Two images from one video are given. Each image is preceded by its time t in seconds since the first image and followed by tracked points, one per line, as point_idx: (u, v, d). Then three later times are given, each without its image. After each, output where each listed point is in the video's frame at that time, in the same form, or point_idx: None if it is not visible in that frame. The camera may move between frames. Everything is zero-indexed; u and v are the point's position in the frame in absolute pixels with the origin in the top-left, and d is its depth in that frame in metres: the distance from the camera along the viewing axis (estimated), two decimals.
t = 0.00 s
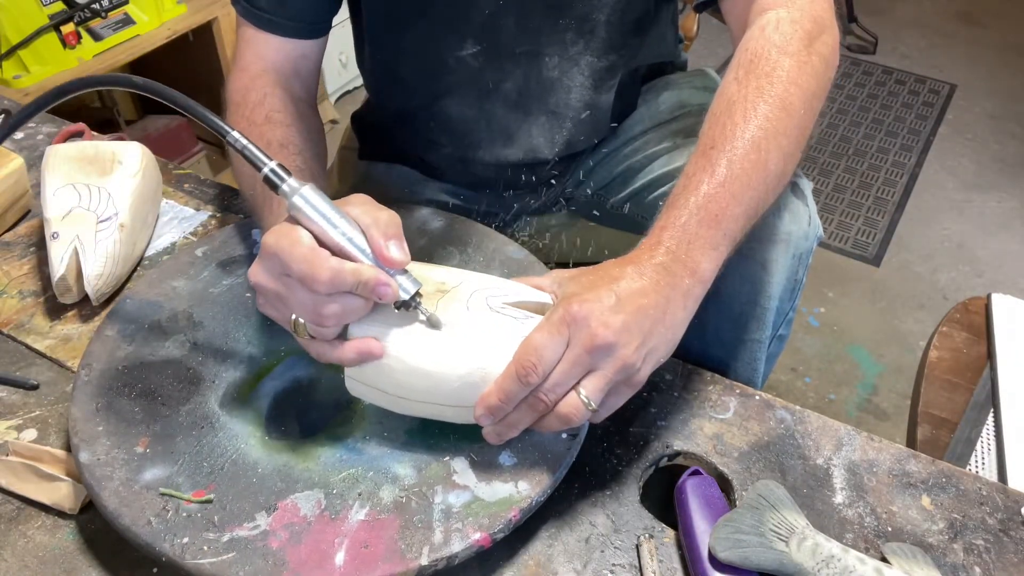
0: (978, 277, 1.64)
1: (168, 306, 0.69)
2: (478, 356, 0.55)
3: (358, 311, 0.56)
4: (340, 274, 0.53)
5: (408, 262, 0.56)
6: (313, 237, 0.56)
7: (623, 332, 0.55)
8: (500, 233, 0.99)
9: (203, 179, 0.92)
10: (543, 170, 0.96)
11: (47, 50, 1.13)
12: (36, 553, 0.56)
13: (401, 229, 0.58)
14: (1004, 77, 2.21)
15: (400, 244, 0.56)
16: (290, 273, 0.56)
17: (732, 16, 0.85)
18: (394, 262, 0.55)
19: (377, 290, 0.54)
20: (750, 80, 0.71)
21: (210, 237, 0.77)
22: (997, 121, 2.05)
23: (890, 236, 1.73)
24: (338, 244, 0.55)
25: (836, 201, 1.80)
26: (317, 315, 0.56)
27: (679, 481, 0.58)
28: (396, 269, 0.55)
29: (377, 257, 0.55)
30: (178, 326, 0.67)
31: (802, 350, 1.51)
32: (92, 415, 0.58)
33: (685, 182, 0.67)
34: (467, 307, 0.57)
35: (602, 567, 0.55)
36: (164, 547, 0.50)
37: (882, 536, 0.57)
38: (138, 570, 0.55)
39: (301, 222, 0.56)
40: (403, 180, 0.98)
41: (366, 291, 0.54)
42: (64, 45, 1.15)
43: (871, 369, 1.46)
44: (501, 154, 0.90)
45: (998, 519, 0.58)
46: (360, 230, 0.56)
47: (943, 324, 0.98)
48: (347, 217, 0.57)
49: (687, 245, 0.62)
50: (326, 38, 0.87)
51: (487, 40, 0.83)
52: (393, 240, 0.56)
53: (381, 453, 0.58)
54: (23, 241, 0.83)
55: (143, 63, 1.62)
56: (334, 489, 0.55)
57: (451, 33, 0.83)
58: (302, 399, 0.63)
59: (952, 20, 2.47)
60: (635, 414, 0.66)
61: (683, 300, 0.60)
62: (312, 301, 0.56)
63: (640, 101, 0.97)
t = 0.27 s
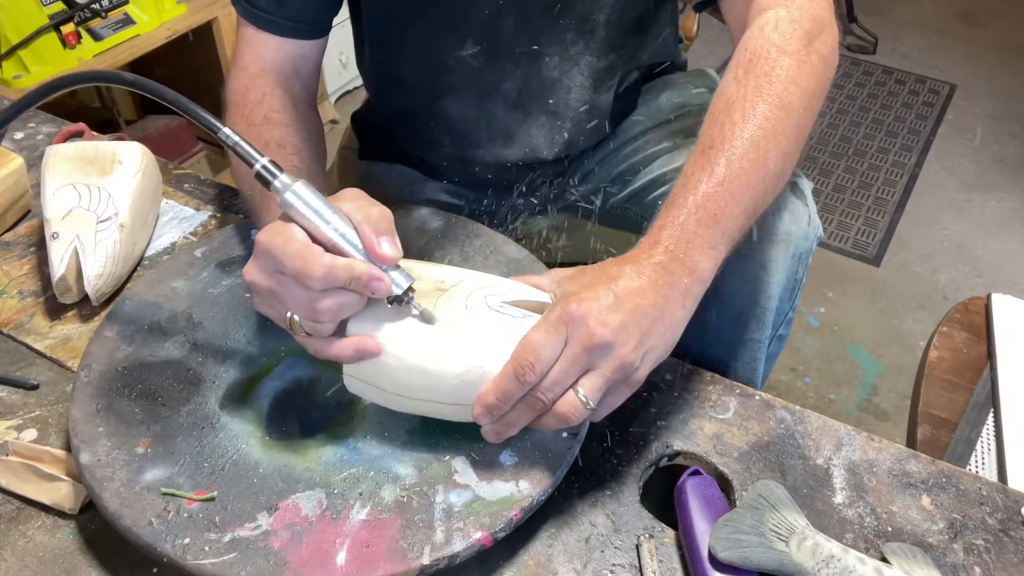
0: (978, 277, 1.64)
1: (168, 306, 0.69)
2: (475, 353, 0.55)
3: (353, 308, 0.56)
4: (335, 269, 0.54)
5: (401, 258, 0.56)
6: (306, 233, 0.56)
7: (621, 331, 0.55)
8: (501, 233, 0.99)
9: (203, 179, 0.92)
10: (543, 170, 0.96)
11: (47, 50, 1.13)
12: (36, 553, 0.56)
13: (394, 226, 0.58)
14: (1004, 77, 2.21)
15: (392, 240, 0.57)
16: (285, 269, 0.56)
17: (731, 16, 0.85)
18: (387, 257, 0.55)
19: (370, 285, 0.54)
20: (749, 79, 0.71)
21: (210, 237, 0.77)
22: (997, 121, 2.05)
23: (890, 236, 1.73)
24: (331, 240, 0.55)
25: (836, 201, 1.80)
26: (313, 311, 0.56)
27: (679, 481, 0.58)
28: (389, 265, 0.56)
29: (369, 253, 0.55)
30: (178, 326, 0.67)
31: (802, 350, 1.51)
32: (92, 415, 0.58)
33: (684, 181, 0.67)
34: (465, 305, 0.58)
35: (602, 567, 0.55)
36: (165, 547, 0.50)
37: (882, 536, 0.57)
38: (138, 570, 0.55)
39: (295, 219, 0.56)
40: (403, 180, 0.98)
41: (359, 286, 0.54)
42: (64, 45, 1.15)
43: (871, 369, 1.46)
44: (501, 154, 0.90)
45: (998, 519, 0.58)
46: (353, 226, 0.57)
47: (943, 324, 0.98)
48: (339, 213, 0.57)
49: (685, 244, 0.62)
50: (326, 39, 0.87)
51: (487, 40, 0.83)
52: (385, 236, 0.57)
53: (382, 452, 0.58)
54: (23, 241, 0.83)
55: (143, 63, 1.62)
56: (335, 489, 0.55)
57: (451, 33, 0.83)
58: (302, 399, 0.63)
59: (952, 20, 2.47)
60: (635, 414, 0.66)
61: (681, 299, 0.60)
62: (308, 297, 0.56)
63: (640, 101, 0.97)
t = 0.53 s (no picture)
0: (978, 277, 1.64)
1: (168, 306, 0.69)
2: (473, 353, 0.55)
3: (342, 307, 0.56)
4: (318, 269, 0.54)
5: (386, 256, 0.56)
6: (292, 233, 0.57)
7: (619, 330, 0.55)
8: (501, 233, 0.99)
9: (203, 179, 0.92)
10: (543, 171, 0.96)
11: (47, 50, 1.13)
12: (36, 552, 0.56)
13: (381, 225, 0.58)
14: (1004, 77, 2.21)
15: (379, 238, 0.56)
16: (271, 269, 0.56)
17: (732, 16, 0.85)
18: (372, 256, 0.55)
19: (356, 285, 0.54)
20: (748, 79, 0.71)
21: (210, 237, 0.77)
22: (997, 121, 2.05)
23: (890, 236, 1.73)
24: (318, 241, 0.55)
25: (836, 201, 1.80)
26: (298, 310, 0.56)
27: (679, 481, 0.58)
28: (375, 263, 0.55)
29: (356, 252, 0.55)
30: (178, 326, 0.67)
31: (802, 350, 1.51)
32: (92, 415, 0.58)
33: (683, 182, 0.67)
34: (464, 304, 0.57)
35: (602, 567, 0.55)
36: (166, 547, 0.50)
37: (882, 536, 0.57)
38: (138, 570, 0.55)
39: (282, 219, 0.56)
40: (403, 180, 0.98)
41: (344, 286, 0.54)
42: (64, 45, 1.15)
43: (871, 369, 1.47)
44: (501, 155, 0.91)
45: (998, 519, 0.58)
46: (339, 226, 0.57)
47: (943, 324, 0.98)
48: (328, 214, 0.57)
49: (684, 244, 0.62)
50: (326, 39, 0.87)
51: (487, 41, 0.83)
52: (371, 235, 0.57)
53: (382, 452, 0.58)
54: (23, 241, 0.83)
55: (143, 63, 1.61)
56: (335, 488, 0.55)
57: (451, 34, 0.83)
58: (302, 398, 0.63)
59: (952, 20, 2.47)
60: (635, 414, 0.66)
61: (680, 299, 0.60)
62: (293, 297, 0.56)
63: (640, 101, 0.97)
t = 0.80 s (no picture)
0: (977, 277, 1.64)
1: (168, 306, 0.69)
2: (473, 353, 0.55)
3: (346, 307, 0.57)
4: (321, 268, 0.55)
5: (391, 257, 0.56)
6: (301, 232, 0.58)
7: (619, 329, 0.55)
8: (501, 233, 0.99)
9: (203, 179, 0.92)
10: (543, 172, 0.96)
11: (47, 50, 1.13)
12: (36, 552, 0.56)
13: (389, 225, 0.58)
14: (1004, 77, 2.21)
15: (385, 238, 0.57)
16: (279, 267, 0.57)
17: (732, 17, 0.84)
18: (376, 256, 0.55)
19: (359, 284, 0.54)
20: (749, 80, 0.71)
21: (210, 237, 0.77)
22: (997, 121, 2.05)
23: (890, 236, 1.73)
24: (325, 239, 0.56)
25: (836, 201, 1.80)
26: (302, 308, 0.57)
27: (679, 481, 0.58)
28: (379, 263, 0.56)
29: (361, 251, 0.56)
30: (178, 326, 0.67)
31: (802, 350, 1.51)
32: (92, 415, 0.58)
33: (682, 182, 0.67)
34: (464, 306, 0.57)
35: (602, 567, 0.55)
36: (165, 547, 0.50)
37: (882, 536, 0.57)
38: (138, 570, 0.55)
39: (292, 218, 0.58)
40: (403, 180, 0.98)
41: (348, 285, 0.54)
42: (65, 45, 1.15)
43: (871, 369, 1.46)
44: (501, 155, 0.91)
45: (998, 519, 0.58)
46: (348, 225, 0.57)
47: (943, 324, 0.98)
48: (336, 213, 0.58)
49: (683, 244, 0.62)
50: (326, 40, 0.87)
51: (488, 42, 0.83)
52: (377, 234, 0.57)
53: (381, 453, 0.58)
54: (23, 241, 0.83)
55: (143, 63, 1.61)
56: (334, 489, 0.55)
57: (451, 35, 0.83)
58: (302, 398, 0.63)
59: (951, 20, 2.47)
60: (635, 414, 0.66)
61: (679, 299, 0.59)
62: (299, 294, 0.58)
63: (640, 101, 0.97)
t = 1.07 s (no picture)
0: (977, 277, 1.64)
1: (168, 306, 0.69)
2: (473, 352, 0.55)
3: (348, 306, 0.57)
4: (325, 268, 0.55)
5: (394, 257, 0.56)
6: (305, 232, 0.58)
7: (618, 328, 0.55)
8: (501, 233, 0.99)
9: (203, 179, 0.92)
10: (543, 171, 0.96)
11: (47, 50, 1.13)
12: (36, 552, 0.56)
13: (391, 225, 0.58)
14: (1004, 77, 2.21)
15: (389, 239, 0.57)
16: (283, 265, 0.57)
17: (732, 17, 0.84)
18: (380, 257, 0.55)
19: (362, 284, 0.54)
20: (748, 80, 0.71)
21: (210, 237, 0.77)
22: (997, 121, 2.05)
23: (890, 236, 1.73)
24: (327, 239, 0.56)
25: (836, 201, 1.80)
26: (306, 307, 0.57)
27: (679, 481, 0.58)
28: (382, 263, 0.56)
29: (363, 251, 0.56)
30: (178, 326, 0.67)
31: (802, 350, 1.51)
32: (93, 415, 0.58)
33: (681, 181, 0.67)
34: (464, 306, 0.57)
35: (602, 567, 0.55)
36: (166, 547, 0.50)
37: (882, 536, 0.57)
38: (138, 570, 0.55)
39: (294, 218, 0.57)
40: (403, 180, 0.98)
41: (350, 285, 0.55)
42: (65, 45, 1.15)
43: (871, 369, 1.46)
44: (501, 155, 0.91)
45: (998, 519, 0.58)
46: (351, 225, 0.57)
47: (943, 324, 0.98)
48: (338, 213, 0.58)
49: (681, 243, 0.62)
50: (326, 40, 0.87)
51: (488, 42, 0.83)
52: (380, 234, 0.57)
53: (381, 452, 0.58)
54: (23, 241, 0.83)
55: (143, 63, 1.61)
56: (335, 489, 0.55)
57: (451, 35, 0.83)
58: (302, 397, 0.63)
59: (951, 19, 2.47)
60: (635, 414, 0.66)
61: (678, 298, 0.59)
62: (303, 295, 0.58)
63: (640, 101, 0.97)
